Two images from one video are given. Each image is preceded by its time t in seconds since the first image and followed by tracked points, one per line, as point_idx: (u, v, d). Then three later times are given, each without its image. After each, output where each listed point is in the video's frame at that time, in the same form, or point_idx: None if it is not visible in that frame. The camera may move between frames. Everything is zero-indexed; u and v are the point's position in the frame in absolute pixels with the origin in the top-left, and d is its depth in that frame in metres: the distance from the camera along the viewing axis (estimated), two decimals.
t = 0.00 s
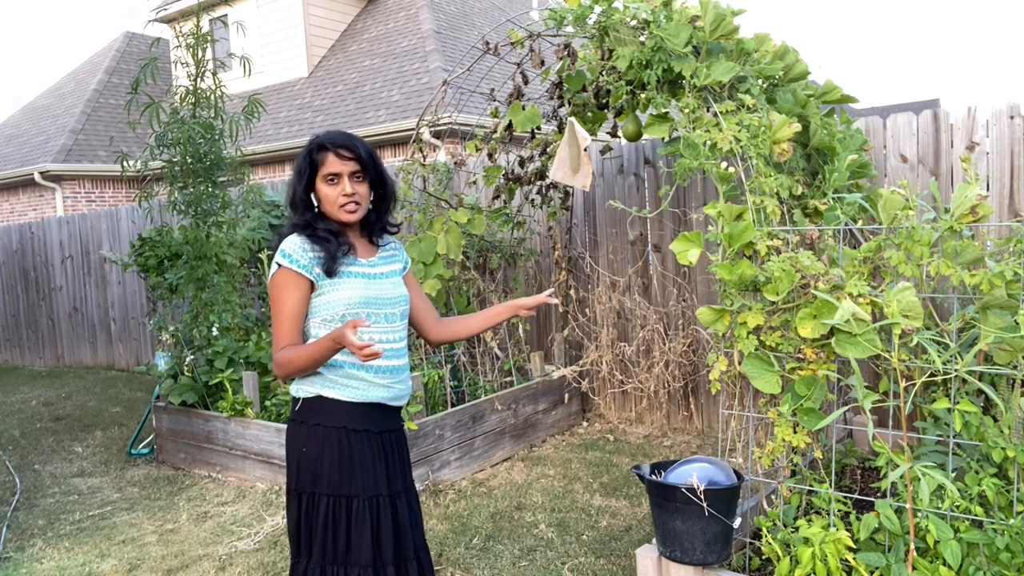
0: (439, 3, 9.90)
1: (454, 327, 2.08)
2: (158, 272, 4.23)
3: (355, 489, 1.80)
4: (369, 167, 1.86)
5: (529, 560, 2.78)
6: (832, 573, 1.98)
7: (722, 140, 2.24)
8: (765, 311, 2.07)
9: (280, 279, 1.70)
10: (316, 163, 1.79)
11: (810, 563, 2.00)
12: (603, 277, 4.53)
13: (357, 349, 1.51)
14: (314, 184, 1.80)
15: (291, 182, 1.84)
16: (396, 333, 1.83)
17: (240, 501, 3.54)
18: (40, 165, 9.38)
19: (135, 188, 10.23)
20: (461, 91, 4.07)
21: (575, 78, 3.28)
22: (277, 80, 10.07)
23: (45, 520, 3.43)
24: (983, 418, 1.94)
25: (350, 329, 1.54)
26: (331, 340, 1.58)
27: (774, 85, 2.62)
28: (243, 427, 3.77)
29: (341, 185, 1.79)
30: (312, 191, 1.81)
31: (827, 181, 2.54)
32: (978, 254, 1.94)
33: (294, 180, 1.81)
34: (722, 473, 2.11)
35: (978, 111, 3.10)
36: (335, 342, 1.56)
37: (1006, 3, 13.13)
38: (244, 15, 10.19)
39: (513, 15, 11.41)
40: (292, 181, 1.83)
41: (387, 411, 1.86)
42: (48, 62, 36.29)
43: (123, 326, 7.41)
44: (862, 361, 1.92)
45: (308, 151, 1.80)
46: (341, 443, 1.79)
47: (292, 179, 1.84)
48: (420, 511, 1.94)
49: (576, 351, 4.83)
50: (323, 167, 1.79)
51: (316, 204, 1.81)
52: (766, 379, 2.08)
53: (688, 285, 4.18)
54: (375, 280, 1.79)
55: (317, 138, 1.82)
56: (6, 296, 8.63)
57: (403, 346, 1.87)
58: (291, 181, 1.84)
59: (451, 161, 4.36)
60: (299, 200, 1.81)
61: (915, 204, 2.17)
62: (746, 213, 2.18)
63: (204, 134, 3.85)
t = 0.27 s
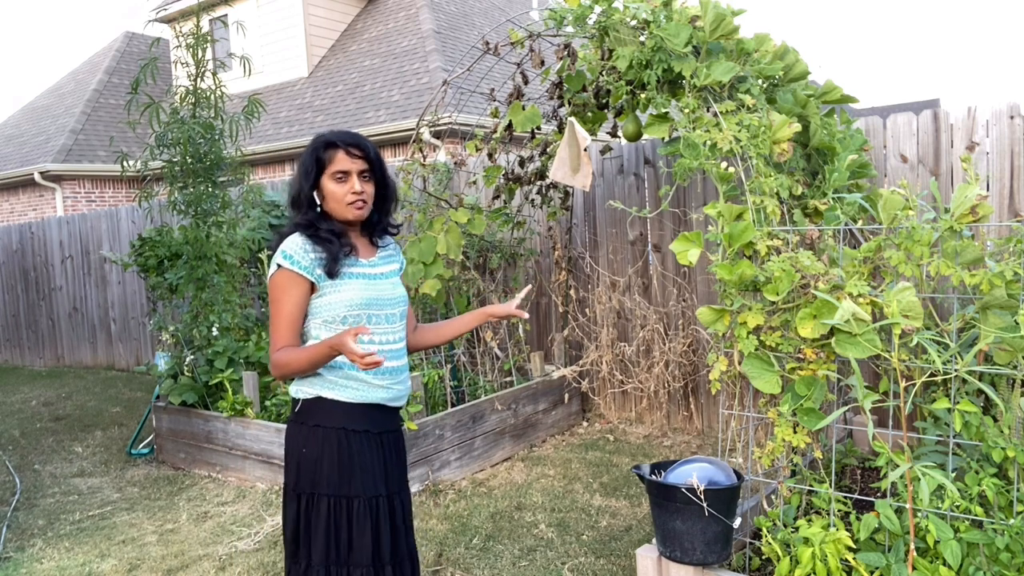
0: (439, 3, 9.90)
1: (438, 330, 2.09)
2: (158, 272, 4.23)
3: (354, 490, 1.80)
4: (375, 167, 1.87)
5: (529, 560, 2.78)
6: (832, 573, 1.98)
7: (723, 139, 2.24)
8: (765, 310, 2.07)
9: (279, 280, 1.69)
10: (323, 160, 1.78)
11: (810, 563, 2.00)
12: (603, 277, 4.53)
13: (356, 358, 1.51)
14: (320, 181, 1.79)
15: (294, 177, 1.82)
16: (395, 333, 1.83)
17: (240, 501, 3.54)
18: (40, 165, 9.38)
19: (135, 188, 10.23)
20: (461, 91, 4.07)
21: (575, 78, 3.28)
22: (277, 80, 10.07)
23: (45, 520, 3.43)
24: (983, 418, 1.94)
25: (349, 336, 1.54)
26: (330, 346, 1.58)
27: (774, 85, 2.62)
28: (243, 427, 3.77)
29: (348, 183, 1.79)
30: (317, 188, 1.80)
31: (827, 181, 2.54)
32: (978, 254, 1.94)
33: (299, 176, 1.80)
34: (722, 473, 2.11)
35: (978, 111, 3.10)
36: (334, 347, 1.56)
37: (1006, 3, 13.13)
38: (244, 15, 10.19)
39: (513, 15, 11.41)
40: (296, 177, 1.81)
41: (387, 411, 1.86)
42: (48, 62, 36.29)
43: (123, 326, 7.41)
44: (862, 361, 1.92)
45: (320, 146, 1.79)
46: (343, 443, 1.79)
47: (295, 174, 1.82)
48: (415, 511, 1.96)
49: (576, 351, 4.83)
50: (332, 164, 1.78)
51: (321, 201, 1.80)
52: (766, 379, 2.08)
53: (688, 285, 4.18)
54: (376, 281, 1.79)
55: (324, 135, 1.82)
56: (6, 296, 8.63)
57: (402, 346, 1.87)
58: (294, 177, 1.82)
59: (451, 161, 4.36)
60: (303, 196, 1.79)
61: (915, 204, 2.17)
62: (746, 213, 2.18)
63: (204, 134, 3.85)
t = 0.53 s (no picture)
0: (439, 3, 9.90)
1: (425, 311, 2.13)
2: (158, 272, 4.23)
3: (376, 487, 1.82)
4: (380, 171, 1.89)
5: (529, 560, 2.78)
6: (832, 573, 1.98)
7: (722, 140, 2.24)
8: (765, 310, 2.07)
9: (284, 283, 1.67)
10: (343, 163, 1.75)
11: (810, 563, 2.00)
12: (603, 277, 4.53)
13: (379, 363, 1.53)
14: (338, 182, 1.75)
15: (303, 175, 1.74)
16: (395, 328, 1.87)
17: (240, 501, 3.54)
18: (40, 165, 9.38)
19: (135, 188, 10.23)
20: (461, 91, 4.07)
21: (575, 78, 3.28)
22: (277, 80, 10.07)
23: (45, 520, 3.43)
24: (983, 418, 1.94)
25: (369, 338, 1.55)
26: (347, 348, 1.58)
27: (774, 85, 2.62)
28: (243, 427, 3.77)
29: (364, 188, 1.80)
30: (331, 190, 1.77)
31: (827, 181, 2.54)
32: (978, 254, 1.94)
33: (314, 175, 1.73)
34: (722, 473, 2.11)
35: (978, 111, 3.10)
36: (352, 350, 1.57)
37: (1005, 3, 13.13)
38: (244, 15, 10.19)
39: (513, 15, 11.41)
40: (307, 175, 1.74)
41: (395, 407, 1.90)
42: (48, 62, 36.29)
43: (123, 326, 7.41)
44: (862, 361, 1.92)
45: (339, 146, 1.76)
46: (365, 442, 1.80)
47: (305, 171, 1.74)
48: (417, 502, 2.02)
49: (576, 351, 4.83)
50: (354, 168, 1.77)
51: (335, 203, 1.77)
52: (766, 379, 2.08)
53: (688, 285, 4.18)
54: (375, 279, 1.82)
55: (338, 136, 1.78)
56: (6, 296, 8.64)
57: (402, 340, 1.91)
58: (304, 175, 1.74)
59: (451, 161, 4.36)
60: (316, 197, 1.74)
61: (915, 204, 2.17)
62: (746, 213, 2.18)
63: (204, 134, 3.85)
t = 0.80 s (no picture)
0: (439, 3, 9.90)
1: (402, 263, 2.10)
2: (158, 272, 4.23)
3: (401, 479, 1.88)
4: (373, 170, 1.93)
5: (529, 560, 2.78)
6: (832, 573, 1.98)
7: (722, 140, 2.24)
8: (765, 311, 2.07)
9: (303, 288, 1.66)
10: (362, 166, 1.78)
11: (810, 563, 2.00)
12: (603, 277, 4.53)
13: (436, 348, 1.62)
14: (359, 186, 1.77)
15: (325, 178, 1.72)
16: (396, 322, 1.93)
17: (240, 501, 3.54)
18: (40, 165, 9.38)
19: (135, 188, 10.23)
20: (461, 91, 4.07)
21: (575, 78, 3.28)
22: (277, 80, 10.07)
23: (45, 520, 3.43)
24: (983, 418, 1.94)
25: (419, 326, 1.63)
26: (390, 342, 1.63)
27: (774, 85, 2.62)
28: (243, 427, 3.77)
29: (373, 189, 1.84)
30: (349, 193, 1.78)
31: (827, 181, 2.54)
32: (978, 254, 1.94)
33: (338, 179, 1.73)
34: (722, 473, 2.11)
35: (978, 111, 3.10)
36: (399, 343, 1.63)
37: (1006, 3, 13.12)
38: (244, 15, 10.19)
39: (513, 15, 11.41)
40: (329, 179, 1.72)
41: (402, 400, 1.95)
42: (49, 62, 36.29)
43: (123, 326, 7.41)
44: (862, 361, 1.92)
45: (356, 150, 1.78)
46: (390, 436, 1.85)
47: (329, 175, 1.72)
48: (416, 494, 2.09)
49: (576, 351, 4.83)
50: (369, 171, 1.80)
51: (354, 206, 1.78)
52: (766, 379, 2.08)
53: (688, 285, 4.18)
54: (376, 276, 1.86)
55: (351, 138, 1.79)
56: (6, 296, 8.64)
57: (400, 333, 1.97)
58: (325, 178, 1.72)
59: (451, 161, 4.36)
60: (339, 201, 1.74)
61: (915, 204, 2.17)
62: (746, 213, 2.18)
63: (204, 134, 3.85)
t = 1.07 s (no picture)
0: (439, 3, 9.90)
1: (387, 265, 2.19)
2: (158, 272, 4.23)
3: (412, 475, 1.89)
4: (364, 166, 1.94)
5: (528, 560, 2.78)
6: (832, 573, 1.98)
7: (722, 140, 2.24)
8: (765, 311, 2.07)
9: (320, 289, 1.65)
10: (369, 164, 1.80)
11: (810, 563, 2.00)
12: (603, 277, 4.53)
13: (458, 346, 1.69)
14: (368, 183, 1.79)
15: (337, 177, 1.72)
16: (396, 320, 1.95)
17: (240, 501, 3.54)
18: (40, 165, 9.38)
19: (135, 188, 10.23)
20: (461, 91, 4.07)
21: (575, 78, 3.28)
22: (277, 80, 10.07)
23: (45, 520, 3.43)
24: (983, 419, 1.94)
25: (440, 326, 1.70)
26: (412, 342, 1.68)
27: (774, 85, 2.62)
28: (243, 427, 3.77)
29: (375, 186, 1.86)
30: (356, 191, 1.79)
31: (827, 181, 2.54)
32: (978, 254, 1.94)
33: (351, 178, 1.74)
34: (722, 473, 2.11)
35: (978, 111, 3.10)
36: (421, 342, 1.68)
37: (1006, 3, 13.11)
38: (244, 15, 10.19)
39: (513, 15, 11.41)
40: (342, 178, 1.73)
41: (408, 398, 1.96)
42: (49, 62, 36.30)
43: (123, 326, 7.41)
44: (862, 361, 1.92)
45: (361, 147, 1.79)
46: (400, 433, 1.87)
47: (342, 173, 1.73)
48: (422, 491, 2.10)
49: (576, 351, 4.83)
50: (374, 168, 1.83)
51: (363, 204, 1.80)
52: (766, 379, 2.08)
53: (688, 285, 4.18)
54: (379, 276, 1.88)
55: (354, 136, 1.80)
56: (6, 296, 8.64)
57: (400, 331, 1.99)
58: (338, 177, 1.72)
59: (451, 161, 4.36)
60: (351, 200, 1.75)
61: (915, 204, 2.17)
62: (746, 213, 2.18)
63: (203, 134, 3.85)
